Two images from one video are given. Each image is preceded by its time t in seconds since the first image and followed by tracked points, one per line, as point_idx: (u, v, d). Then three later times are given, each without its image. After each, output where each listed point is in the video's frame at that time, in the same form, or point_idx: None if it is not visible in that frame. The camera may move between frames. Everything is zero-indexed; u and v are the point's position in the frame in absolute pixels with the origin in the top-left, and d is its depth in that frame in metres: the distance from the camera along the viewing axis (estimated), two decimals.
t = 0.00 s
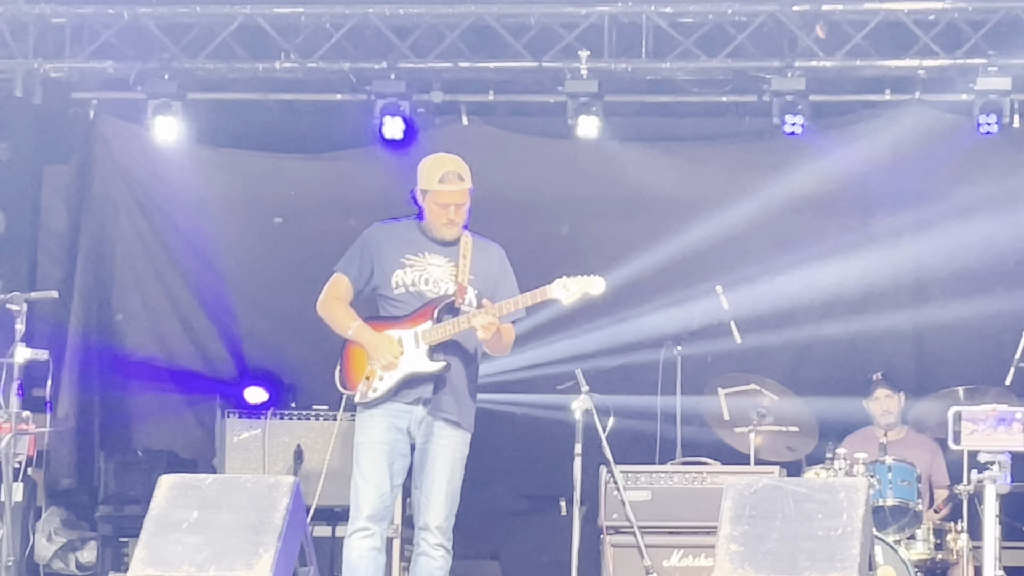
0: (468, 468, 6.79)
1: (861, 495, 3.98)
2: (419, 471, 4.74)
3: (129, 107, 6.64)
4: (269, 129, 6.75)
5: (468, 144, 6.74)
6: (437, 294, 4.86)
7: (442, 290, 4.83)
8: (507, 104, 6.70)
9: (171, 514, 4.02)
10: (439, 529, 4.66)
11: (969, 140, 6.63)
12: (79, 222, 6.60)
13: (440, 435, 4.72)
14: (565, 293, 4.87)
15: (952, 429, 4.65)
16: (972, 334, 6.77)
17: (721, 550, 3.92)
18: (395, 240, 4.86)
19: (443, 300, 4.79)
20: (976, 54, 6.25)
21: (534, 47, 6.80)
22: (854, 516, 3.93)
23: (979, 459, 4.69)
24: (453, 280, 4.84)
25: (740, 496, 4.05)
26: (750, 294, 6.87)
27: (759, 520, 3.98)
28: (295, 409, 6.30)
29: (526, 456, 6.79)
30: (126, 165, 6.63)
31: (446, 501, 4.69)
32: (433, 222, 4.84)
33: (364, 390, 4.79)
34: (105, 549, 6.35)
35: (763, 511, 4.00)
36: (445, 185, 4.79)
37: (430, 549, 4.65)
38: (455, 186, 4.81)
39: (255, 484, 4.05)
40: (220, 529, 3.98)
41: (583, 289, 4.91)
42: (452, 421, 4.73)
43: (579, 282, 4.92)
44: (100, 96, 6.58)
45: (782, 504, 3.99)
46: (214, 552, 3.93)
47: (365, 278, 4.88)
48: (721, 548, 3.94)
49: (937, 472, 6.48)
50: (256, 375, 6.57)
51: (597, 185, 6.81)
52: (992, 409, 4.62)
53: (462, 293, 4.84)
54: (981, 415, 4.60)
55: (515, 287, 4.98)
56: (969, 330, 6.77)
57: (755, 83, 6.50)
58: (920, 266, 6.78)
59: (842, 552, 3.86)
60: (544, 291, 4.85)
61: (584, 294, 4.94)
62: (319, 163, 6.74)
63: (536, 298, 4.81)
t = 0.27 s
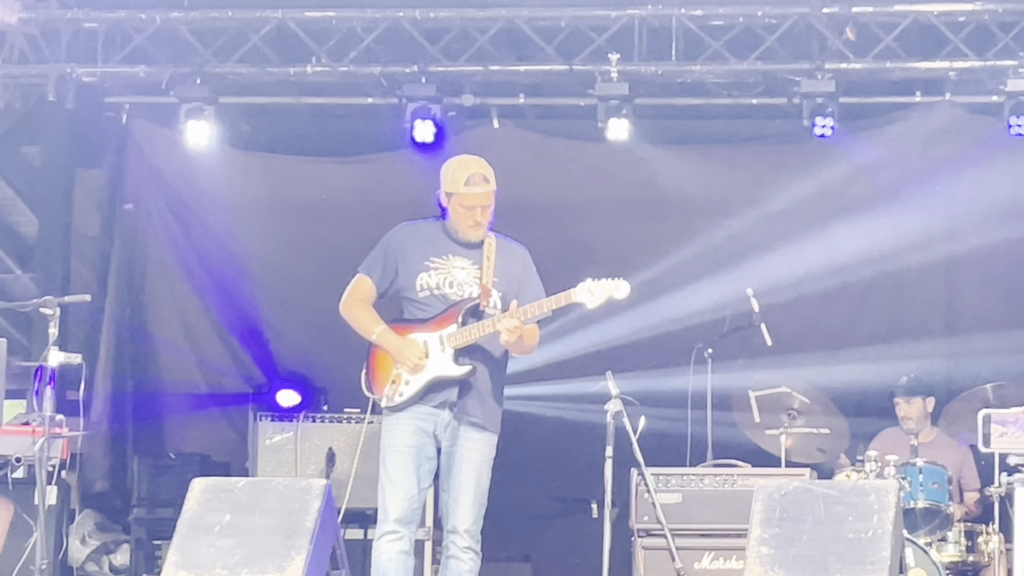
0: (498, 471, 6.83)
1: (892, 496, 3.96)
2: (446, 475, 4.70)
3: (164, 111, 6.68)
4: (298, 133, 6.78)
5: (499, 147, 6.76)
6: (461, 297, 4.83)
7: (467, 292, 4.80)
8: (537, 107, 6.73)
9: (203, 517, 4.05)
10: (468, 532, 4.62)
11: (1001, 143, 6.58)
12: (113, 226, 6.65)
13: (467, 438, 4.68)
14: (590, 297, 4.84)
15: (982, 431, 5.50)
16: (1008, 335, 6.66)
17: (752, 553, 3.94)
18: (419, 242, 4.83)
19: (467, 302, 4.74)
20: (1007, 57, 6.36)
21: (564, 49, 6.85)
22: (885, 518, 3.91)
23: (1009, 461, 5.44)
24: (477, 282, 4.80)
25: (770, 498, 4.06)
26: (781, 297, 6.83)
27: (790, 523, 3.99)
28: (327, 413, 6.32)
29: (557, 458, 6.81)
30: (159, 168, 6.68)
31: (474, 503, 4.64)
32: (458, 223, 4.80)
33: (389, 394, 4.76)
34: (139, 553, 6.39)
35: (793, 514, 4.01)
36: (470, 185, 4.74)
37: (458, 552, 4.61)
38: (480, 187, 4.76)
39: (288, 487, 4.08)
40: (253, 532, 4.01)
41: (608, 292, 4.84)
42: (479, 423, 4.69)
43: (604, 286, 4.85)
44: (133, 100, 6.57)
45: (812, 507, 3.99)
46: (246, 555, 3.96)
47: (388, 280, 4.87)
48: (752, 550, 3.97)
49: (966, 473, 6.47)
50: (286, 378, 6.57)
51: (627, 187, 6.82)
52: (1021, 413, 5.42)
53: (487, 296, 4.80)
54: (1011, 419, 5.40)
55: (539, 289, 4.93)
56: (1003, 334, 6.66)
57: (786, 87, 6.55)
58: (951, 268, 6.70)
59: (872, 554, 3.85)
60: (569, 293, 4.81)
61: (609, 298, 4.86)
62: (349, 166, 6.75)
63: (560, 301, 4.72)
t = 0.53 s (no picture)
0: (525, 472, 6.81)
1: (918, 498, 3.89)
2: (463, 476, 4.67)
3: (193, 115, 6.74)
4: (327, 137, 6.82)
5: (526, 149, 6.77)
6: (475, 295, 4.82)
7: (481, 290, 4.79)
8: (564, 109, 6.78)
9: (230, 519, 4.04)
10: (489, 532, 4.58)
11: None
12: (140, 228, 6.64)
13: (485, 437, 4.67)
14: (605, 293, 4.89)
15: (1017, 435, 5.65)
16: None
17: (778, 554, 3.88)
18: (432, 241, 4.83)
19: (482, 300, 4.75)
20: None
21: (591, 50, 6.81)
22: (911, 520, 3.84)
23: None
24: (492, 279, 4.80)
25: (796, 499, 4.00)
26: (805, 299, 6.83)
27: (816, 525, 3.93)
28: (354, 414, 6.37)
29: (582, 460, 6.81)
30: (186, 171, 6.69)
31: (494, 503, 4.61)
32: (472, 218, 4.80)
33: (407, 393, 4.74)
34: (167, 554, 6.50)
35: (820, 515, 3.94)
36: (481, 178, 4.77)
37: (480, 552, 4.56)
38: (491, 181, 4.79)
39: (314, 488, 4.07)
40: (281, 534, 4.01)
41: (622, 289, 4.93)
42: (497, 422, 4.68)
43: (618, 282, 4.93)
44: (162, 101, 6.64)
45: (838, 508, 3.93)
46: (274, 557, 3.96)
47: (403, 280, 4.85)
48: (778, 552, 3.90)
49: (992, 475, 6.60)
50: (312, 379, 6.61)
51: (653, 189, 6.83)
52: None
53: (501, 293, 4.80)
54: None
55: (554, 285, 4.93)
56: None
57: (812, 88, 6.59)
58: (977, 269, 6.66)
59: (899, 556, 3.79)
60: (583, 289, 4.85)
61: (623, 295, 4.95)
62: (374, 168, 6.76)
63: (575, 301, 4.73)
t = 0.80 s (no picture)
0: (550, 473, 6.82)
1: (943, 499, 3.84)
2: (479, 476, 4.49)
3: (218, 116, 6.72)
4: (353, 138, 6.87)
5: (550, 150, 6.78)
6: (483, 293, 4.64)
7: (489, 287, 4.62)
8: (588, 110, 6.78)
9: (257, 520, 4.05)
10: (509, 530, 4.39)
11: None
12: (166, 230, 6.67)
13: (501, 431, 4.48)
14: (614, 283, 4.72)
15: None
16: None
17: (802, 555, 3.84)
18: (436, 240, 4.67)
19: (490, 296, 4.58)
20: None
21: (614, 52, 6.86)
22: (936, 520, 3.79)
23: None
24: (498, 276, 4.63)
25: (820, 500, 3.96)
26: (830, 296, 6.87)
27: (840, 525, 3.89)
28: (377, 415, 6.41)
29: (608, 460, 6.82)
30: (211, 172, 6.70)
31: (513, 499, 4.43)
32: (475, 213, 4.64)
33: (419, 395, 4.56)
34: (192, 554, 6.56)
35: (844, 516, 3.90)
36: (484, 172, 4.61)
37: (501, 551, 4.37)
38: (495, 175, 4.61)
39: (339, 489, 4.09)
40: (306, 535, 4.01)
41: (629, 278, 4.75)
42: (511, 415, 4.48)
43: (624, 271, 4.75)
44: (187, 104, 6.64)
45: (863, 509, 3.89)
46: (300, 557, 3.96)
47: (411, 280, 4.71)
48: (802, 552, 3.86)
49: (1017, 475, 6.55)
50: (340, 378, 6.63)
51: (678, 188, 6.82)
52: None
53: (509, 289, 4.62)
54: None
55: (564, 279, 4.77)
56: None
57: (835, 87, 6.59)
58: (1002, 268, 6.70)
59: (924, 556, 3.74)
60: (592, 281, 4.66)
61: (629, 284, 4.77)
62: (399, 168, 6.76)
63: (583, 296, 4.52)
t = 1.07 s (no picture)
0: (567, 473, 6.81)
1: (961, 497, 3.81)
2: (490, 472, 4.45)
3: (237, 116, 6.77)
4: (369, 137, 6.86)
5: (567, 149, 6.81)
6: (484, 286, 4.62)
7: (490, 281, 4.60)
8: (603, 109, 6.76)
9: (274, 519, 4.06)
10: (524, 525, 4.35)
11: None
12: (185, 231, 6.70)
13: (509, 425, 4.45)
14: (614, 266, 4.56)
15: None
16: None
17: (820, 554, 3.84)
18: (435, 237, 4.65)
19: (490, 290, 4.55)
20: None
21: (632, 51, 6.86)
22: (954, 519, 3.76)
23: None
24: (499, 269, 4.61)
25: (838, 498, 3.96)
26: (846, 295, 6.87)
27: (858, 524, 3.88)
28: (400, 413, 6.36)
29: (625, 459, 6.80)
30: (229, 173, 6.73)
31: (525, 493, 4.38)
32: (472, 210, 4.61)
33: (425, 391, 4.53)
34: (212, 555, 6.50)
35: (862, 515, 3.89)
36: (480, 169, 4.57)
37: (517, 547, 4.33)
38: (490, 172, 4.57)
39: (357, 488, 4.08)
40: (324, 534, 4.01)
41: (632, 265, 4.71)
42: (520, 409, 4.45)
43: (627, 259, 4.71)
44: (204, 104, 6.64)
45: (881, 508, 3.87)
46: (318, 556, 3.96)
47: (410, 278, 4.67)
48: (820, 551, 3.87)
49: None
50: (358, 378, 6.64)
51: (695, 188, 6.82)
52: None
53: (509, 281, 4.59)
54: None
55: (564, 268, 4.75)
56: None
57: (852, 87, 6.51)
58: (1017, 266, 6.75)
59: (942, 555, 3.71)
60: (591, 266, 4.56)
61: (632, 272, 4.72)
62: (416, 167, 6.77)
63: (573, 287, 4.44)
